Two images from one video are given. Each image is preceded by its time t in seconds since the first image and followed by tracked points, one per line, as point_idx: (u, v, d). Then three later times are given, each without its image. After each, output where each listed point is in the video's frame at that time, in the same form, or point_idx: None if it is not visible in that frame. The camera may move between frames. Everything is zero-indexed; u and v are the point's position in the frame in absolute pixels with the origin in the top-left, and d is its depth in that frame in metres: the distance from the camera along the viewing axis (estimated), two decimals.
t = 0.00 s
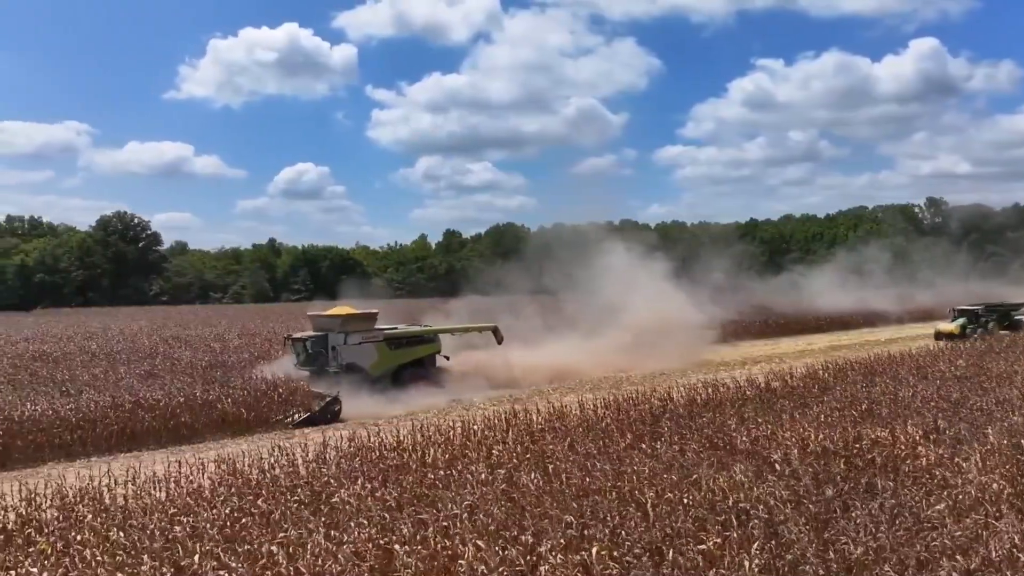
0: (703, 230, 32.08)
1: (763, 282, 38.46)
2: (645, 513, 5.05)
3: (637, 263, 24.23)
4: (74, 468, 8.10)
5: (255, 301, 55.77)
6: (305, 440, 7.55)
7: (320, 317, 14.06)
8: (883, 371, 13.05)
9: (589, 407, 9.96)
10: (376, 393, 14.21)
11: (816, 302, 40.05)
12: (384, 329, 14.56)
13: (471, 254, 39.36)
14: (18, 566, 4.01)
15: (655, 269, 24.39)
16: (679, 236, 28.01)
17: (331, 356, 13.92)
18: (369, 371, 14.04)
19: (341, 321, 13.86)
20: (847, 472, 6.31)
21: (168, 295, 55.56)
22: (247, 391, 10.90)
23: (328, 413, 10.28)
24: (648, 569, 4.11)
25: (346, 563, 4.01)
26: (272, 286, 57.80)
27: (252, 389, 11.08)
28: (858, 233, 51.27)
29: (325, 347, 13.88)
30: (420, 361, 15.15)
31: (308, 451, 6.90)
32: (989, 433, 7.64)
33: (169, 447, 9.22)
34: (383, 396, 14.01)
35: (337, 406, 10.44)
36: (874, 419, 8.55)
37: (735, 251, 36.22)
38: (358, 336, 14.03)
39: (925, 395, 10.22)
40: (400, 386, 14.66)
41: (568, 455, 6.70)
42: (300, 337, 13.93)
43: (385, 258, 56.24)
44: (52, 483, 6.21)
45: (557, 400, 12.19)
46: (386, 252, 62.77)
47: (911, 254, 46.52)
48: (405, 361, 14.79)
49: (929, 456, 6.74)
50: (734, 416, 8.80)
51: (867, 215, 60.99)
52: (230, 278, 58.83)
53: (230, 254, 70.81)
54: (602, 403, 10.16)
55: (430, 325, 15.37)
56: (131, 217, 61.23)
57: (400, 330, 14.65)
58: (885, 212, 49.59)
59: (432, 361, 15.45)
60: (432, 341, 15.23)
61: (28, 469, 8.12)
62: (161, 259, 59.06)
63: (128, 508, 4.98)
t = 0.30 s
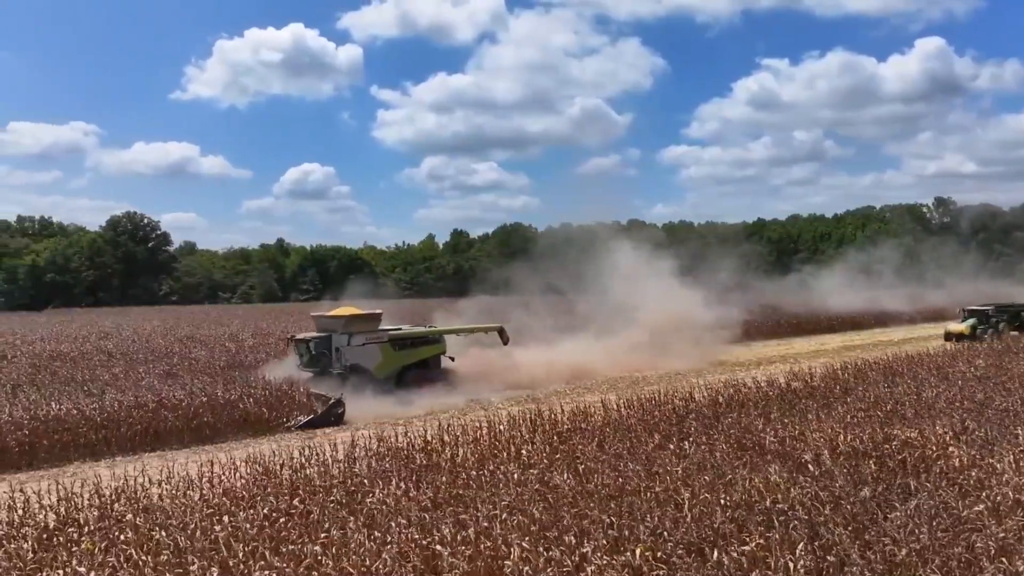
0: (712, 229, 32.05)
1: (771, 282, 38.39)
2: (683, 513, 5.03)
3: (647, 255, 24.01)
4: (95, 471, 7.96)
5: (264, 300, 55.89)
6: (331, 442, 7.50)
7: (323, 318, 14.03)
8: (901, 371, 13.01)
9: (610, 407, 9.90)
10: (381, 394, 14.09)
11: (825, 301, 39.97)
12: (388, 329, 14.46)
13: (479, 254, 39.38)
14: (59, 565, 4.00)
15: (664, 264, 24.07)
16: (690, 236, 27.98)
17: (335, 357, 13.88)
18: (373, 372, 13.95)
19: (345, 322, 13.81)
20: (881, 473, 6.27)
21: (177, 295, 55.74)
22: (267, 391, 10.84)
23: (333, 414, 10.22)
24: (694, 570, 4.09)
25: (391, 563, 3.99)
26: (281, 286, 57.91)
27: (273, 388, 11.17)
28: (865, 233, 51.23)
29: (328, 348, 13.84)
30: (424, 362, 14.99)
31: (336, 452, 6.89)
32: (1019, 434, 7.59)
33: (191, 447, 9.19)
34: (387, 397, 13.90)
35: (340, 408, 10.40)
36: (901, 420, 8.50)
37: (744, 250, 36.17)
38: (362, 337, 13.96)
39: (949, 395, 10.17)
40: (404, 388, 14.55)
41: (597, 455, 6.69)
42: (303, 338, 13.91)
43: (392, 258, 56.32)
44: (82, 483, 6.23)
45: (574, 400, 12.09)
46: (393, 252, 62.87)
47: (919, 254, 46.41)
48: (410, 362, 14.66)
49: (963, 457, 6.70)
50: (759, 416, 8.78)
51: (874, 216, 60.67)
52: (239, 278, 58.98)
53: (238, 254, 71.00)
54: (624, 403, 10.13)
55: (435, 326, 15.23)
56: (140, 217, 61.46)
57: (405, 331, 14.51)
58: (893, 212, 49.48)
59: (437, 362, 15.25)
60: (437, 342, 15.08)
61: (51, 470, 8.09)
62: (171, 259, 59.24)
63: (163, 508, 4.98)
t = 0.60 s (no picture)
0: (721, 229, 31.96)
1: (781, 281, 38.25)
2: (719, 514, 5.02)
3: (653, 256, 23.42)
4: (122, 471, 8.05)
5: (273, 300, 55.91)
6: (364, 444, 7.66)
7: (326, 319, 13.83)
8: (921, 372, 12.96)
9: (633, 407, 9.85)
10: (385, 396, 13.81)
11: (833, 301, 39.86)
12: (392, 330, 14.21)
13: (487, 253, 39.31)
14: (101, 565, 4.02)
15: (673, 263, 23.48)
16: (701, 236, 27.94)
17: (338, 358, 13.68)
18: (377, 373, 13.71)
19: (348, 322, 13.59)
20: (913, 474, 6.25)
21: (187, 294, 55.84)
22: (280, 391, 10.72)
23: (335, 416, 10.23)
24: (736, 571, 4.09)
25: (433, 563, 3.99)
26: (289, 286, 57.94)
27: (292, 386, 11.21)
28: (873, 233, 51.06)
29: (332, 349, 13.66)
30: (428, 364, 14.64)
31: (365, 452, 6.89)
32: None
33: (212, 447, 9.19)
34: (392, 399, 13.65)
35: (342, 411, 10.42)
36: (927, 420, 8.47)
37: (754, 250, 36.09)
38: (366, 338, 13.71)
39: (971, 395, 10.14)
40: (409, 390, 14.20)
41: (626, 456, 6.67)
42: (306, 339, 13.74)
43: (400, 259, 56.31)
44: (116, 484, 6.29)
45: (593, 401, 12.11)
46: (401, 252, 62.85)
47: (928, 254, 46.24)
48: (414, 364, 14.33)
49: (995, 458, 6.66)
50: (784, 416, 8.74)
51: (882, 215, 60.30)
52: (248, 278, 59.05)
53: (246, 254, 71.10)
54: (646, 403, 10.11)
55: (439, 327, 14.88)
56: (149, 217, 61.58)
57: (408, 332, 14.20)
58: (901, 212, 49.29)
59: (440, 363, 14.88)
60: (441, 343, 14.72)
61: (76, 469, 8.14)
62: (180, 259, 59.35)
63: (198, 507, 5.00)
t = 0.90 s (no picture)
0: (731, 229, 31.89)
1: (791, 282, 38.12)
2: (762, 515, 5.00)
3: (661, 253, 23.07)
4: (149, 470, 8.07)
5: (281, 300, 55.97)
6: (401, 443, 7.81)
7: (330, 320, 13.57)
8: (943, 372, 12.90)
9: (660, 407, 9.82)
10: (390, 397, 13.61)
11: (843, 301, 39.72)
12: (397, 331, 13.91)
13: (495, 253, 39.21)
14: (151, 566, 3.99)
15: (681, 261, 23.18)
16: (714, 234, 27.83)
17: (342, 360, 13.45)
18: (381, 374, 13.47)
19: (352, 324, 13.35)
20: (951, 475, 6.21)
21: (196, 295, 55.97)
22: (295, 393, 10.63)
23: (339, 418, 9.96)
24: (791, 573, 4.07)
25: (484, 563, 3.98)
26: (298, 286, 57.99)
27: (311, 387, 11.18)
28: (882, 233, 50.88)
29: (335, 351, 13.42)
30: (433, 366, 14.30)
31: (395, 453, 6.87)
32: None
33: (238, 447, 9.17)
34: (395, 401, 13.45)
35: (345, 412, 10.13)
36: (957, 421, 8.43)
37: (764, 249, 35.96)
38: (370, 338, 13.45)
39: (997, 396, 10.11)
40: (413, 391, 13.93)
41: (659, 457, 6.65)
42: (309, 340, 13.49)
43: (408, 259, 56.30)
44: (153, 483, 6.30)
45: (614, 401, 12.10)
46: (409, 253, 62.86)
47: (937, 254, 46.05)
48: (419, 365, 14.03)
49: None
50: (812, 416, 8.72)
51: (890, 215, 60.01)
52: (257, 279, 59.12)
53: (255, 254, 71.28)
54: (671, 403, 10.06)
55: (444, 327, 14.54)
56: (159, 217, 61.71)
57: (413, 332, 13.87)
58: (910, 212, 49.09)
59: (445, 365, 14.52)
60: (446, 343, 14.38)
61: (104, 469, 8.12)
62: (189, 259, 59.47)
63: (237, 510, 4.99)
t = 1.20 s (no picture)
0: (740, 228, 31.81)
1: (799, 282, 38.04)
2: (800, 515, 4.98)
3: (668, 252, 22.89)
4: (172, 470, 8.00)
5: (289, 300, 56.02)
6: (426, 443, 7.81)
7: (332, 320, 13.27)
8: (963, 372, 12.87)
9: (682, 407, 9.78)
10: (393, 400, 13.35)
11: (852, 301, 39.64)
12: (400, 332, 13.68)
13: (502, 253, 39.14)
14: (195, 566, 4.00)
15: (685, 258, 23.03)
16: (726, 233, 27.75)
17: (344, 361, 13.13)
18: (384, 376, 13.21)
19: (354, 324, 13.02)
20: (985, 477, 6.18)
21: (204, 295, 56.07)
22: (310, 395, 10.57)
23: (341, 421, 9.92)
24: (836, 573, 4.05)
25: (530, 564, 3.98)
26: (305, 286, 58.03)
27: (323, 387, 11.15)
28: (889, 233, 50.78)
29: (338, 351, 13.09)
30: (437, 367, 14.14)
31: (423, 454, 6.85)
32: None
33: (260, 447, 9.16)
34: (397, 404, 13.19)
35: (348, 415, 10.10)
36: (984, 421, 8.38)
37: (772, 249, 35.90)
38: (373, 340, 13.17)
39: (1019, 396, 10.08)
40: (416, 393, 13.73)
41: (689, 458, 6.63)
42: (311, 341, 13.19)
43: (415, 258, 56.31)
44: (186, 482, 6.32)
45: (632, 401, 12.12)
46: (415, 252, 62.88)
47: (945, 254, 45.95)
48: (423, 366, 13.87)
49: None
50: (837, 417, 8.68)
51: (897, 215, 59.91)
52: (264, 279, 59.18)
53: (263, 254, 71.41)
54: (694, 403, 10.01)
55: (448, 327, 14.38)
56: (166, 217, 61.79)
57: (416, 333, 13.68)
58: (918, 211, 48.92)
59: (450, 365, 14.39)
60: (451, 344, 14.26)
61: (128, 468, 8.12)
62: (198, 259, 59.56)
63: (272, 510, 4.97)
